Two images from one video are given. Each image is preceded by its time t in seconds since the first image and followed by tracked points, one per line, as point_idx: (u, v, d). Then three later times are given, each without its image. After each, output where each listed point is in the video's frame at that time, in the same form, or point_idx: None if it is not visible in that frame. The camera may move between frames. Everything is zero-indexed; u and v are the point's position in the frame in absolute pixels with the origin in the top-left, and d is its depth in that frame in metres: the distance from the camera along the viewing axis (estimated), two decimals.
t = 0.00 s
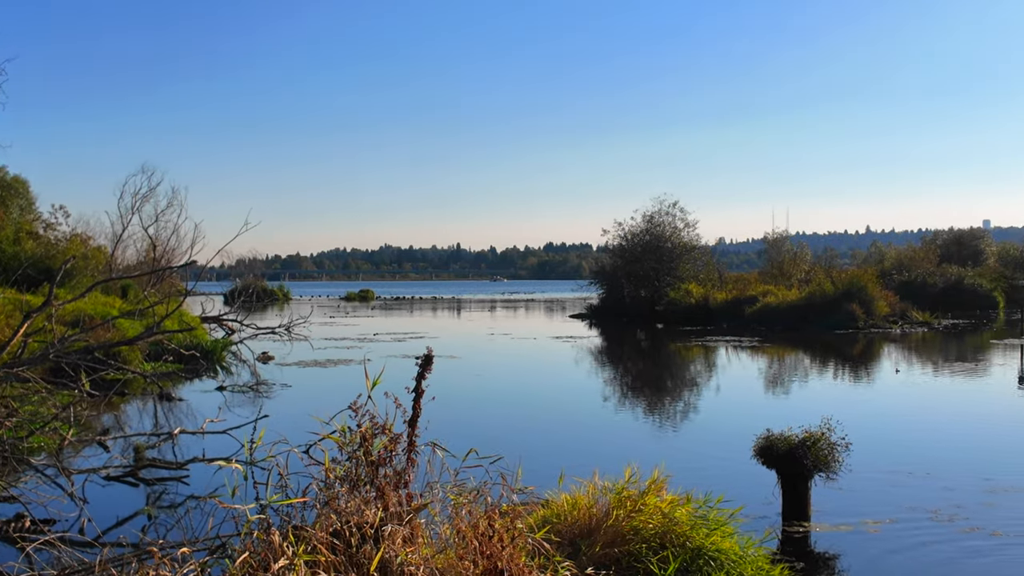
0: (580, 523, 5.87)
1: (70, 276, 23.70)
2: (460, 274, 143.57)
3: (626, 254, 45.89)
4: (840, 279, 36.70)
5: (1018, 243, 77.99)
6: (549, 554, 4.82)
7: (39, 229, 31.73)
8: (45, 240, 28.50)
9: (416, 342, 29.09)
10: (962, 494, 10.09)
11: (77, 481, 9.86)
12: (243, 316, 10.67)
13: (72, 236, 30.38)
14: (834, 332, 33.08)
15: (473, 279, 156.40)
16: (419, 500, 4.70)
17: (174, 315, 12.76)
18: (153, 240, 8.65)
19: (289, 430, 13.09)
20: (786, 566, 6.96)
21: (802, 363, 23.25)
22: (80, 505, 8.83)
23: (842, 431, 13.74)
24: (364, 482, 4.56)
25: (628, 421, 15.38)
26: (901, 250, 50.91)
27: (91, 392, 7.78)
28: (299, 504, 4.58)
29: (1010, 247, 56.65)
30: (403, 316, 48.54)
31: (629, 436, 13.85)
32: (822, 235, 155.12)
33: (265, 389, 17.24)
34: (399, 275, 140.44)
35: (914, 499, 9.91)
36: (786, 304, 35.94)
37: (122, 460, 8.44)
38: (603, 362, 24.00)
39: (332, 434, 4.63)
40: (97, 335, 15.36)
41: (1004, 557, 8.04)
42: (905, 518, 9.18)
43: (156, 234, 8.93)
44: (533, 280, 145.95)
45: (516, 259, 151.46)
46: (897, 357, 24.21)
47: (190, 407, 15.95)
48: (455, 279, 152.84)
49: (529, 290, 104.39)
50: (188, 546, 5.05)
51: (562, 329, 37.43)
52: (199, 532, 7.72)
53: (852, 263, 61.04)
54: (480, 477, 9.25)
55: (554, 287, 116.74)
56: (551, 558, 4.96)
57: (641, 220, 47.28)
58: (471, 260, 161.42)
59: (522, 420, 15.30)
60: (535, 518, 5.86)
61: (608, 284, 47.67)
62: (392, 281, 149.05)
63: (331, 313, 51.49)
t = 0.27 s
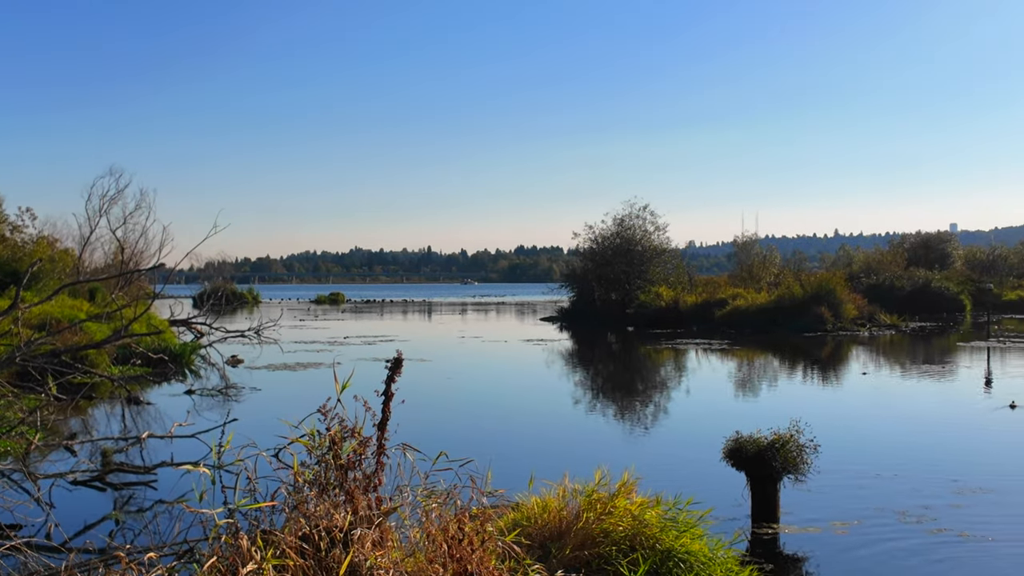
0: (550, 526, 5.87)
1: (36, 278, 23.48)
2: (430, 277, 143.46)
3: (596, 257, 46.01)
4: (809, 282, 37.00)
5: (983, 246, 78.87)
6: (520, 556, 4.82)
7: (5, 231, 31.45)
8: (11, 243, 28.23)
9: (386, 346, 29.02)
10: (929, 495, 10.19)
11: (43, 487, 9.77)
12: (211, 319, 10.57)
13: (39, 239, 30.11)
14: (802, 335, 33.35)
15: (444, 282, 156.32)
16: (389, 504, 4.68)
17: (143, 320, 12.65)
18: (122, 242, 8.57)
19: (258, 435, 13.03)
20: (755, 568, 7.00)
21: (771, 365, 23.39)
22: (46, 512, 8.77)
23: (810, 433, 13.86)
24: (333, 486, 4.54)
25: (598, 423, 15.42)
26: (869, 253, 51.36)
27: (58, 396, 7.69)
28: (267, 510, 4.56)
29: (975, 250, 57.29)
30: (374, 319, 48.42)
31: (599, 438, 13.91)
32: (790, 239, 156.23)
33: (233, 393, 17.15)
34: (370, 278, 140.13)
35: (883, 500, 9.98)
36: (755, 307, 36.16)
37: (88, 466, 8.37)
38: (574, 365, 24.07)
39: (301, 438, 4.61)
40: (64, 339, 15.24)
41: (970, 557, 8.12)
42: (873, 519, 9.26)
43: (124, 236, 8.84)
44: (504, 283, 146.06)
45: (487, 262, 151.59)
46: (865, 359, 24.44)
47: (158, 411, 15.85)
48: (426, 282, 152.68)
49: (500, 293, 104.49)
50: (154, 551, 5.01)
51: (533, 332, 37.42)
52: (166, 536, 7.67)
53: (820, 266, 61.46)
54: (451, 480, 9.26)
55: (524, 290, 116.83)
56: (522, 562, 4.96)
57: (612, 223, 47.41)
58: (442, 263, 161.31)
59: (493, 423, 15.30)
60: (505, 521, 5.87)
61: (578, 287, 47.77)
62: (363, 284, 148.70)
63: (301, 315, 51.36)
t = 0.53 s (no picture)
0: (521, 529, 5.87)
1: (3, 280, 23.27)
2: (402, 280, 143.26)
3: (568, 260, 46.07)
4: (779, 285, 37.23)
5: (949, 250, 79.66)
6: (490, 559, 4.83)
7: None
8: None
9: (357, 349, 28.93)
10: (897, 496, 10.26)
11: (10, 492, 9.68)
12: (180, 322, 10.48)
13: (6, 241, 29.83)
14: (772, 337, 33.56)
15: (415, 284, 156.07)
16: (359, 507, 4.68)
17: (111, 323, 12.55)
18: (90, 244, 8.50)
19: (227, 438, 12.96)
20: (725, 569, 7.03)
21: (743, 368, 23.51)
22: (13, 517, 8.69)
23: (780, 434, 13.95)
24: (302, 490, 4.54)
25: (570, 425, 15.44)
26: (838, 256, 51.72)
27: (25, 400, 7.62)
28: (236, 514, 4.55)
29: (943, 253, 57.82)
30: (346, 321, 48.28)
31: (571, 441, 13.93)
32: (760, 242, 157.08)
33: (204, 396, 17.06)
34: (341, 281, 139.69)
35: (852, 501, 10.05)
36: (726, 310, 36.36)
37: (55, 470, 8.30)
38: (546, 368, 24.09)
39: (270, 441, 4.60)
40: (31, 342, 15.10)
41: (937, 557, 8.19)
42: (841, 520, 9.31)
43: (92, 238, 8.77)
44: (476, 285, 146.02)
45: (459, 265, 151.50)
46: (834, 362, 24.63)
47: (127, 414, 15.75)
48: (398, 284, 152.38)
49: (472, 296, 104.49)
50: (122, 555, 4.98)
51: (504, 335, 37.42)
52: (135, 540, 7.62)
53: (790, 269, 61.86)
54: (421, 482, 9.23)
55: (496, 293, 116.90)
56: (492, 565, 4.96)
57: (583, 226, 47.48)
58: (413, 266, 161.07)
59: (465, 425, 15.29)
60: (476, 523, 5.87)
61: (550, 290, 47.82)
62: (334, 286, 148.21)
63: (273, 319, 51.15)
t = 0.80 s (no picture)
0: (492, 532, 5.87)
1: None
2: (374, 284, 142.85)
3: (540, 263, 46.07)
4: (750, 288, 37.43)
5: (919, 251, 80.21)
6: (460, 563, 4.82)
7: None
8: None
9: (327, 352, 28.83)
10: (866, 498, 10.34)
11: None
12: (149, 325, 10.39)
13: None
14: (743, 340, 33.71)
15: (387, 287, 155.71)
16: (329, 511, 4.66)
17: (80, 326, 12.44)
18: (58, 247, 8.42)
19: (196, 443, 12.88)
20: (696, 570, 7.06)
21: (713, 371, 23.60)
22: None
23: (750, 437, 14.00)
24: (272, 494, 4.52)
25: (541, 429, 15.45)
26: (808, 259, 52.05)
27: None
28: (205, 519, 4.52)
29: (912, 256, 58.30)
30: (317, 325, 48.09)
31: (542, 444, 13.93)
32: (731, 246, 157.85)
33: (173, 401, 16.95)
34: (313, 284, 139.15)
35: (822, 503, 10.11)
36: (697, 313, 36.52)
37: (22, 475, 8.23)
38: (518, 371, 24.10)
39: (239, 445, 4.57)
40: None
41: (905, 558, 8.25)
42: (811, 522, 9.37)
43: (60, 241, 8.68)
44: (448, 288, 145.87)
45: (431, 268, 151.32)
46: (804, 364, 24.78)
47: (96, 419, 15.62)
48: (369, 287, 151.98)
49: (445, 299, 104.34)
50: (90, 561, 4.94)
51: (476, 338, 37.39)
52: (104, 545, 7.56)
53: (761, 272, 62.17)
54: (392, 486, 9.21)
55: (469, 296, 116.79)
56: (463, 568, 4.96)
57: (555, 229, 47.51)
58: (385, 269, 160.70)
59: (436, 429, 15.27)
60: (447, 527, 5.86)
61: (522, 293, 47.80)
62: (305, 289, 147.60)
63: (243, 322, 50.90)
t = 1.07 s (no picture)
0: (463, 536, 5.86)
1: None
2: (346, 287, 142.38)
3: (512, 265, 46.05)
4: (721, 291, 37.60)
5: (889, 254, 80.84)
6: (431, 566, 4.82)
7: None
8: None
9: (298, 356, 28.71)
10: (835, 500, 10.41)
11: None
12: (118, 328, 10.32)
13: None
14: (714, 343, 33.84)
15: (359, 290, 155.28)
16: (299, 515, 4.65)
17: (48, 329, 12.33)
18: (26, 249, 8.35)
19: (165, 447, 12.80)
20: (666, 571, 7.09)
21: (684, 373, 23.69)
22: None
23: (721, 439, 14.06)
24: (241, 499, 4.50)
25: (513, 432, 15.46)
26: (778, 262, 52.34)
27: None
28: (174, 524, 4.51)
29: (881, 260, 58.73)
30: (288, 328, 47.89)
31: (514, 447, 13.92)
32: (702, 249, 158.49)
33: (142, 405, 16.84)
34: (284, 287, 138.58)
35: (792, 505, 10.18)
36: (668, 316, 36.67)
37: None
38: (490, 374, 24.09)
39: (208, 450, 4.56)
40: None
41: (874, 559, 8.31)
42: (781, 524, 9.42)
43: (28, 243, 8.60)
44: (420, 291, 145.62)
45: (404, 271, 151.06)
46: (775, 367, 24.91)
47: (64, 423, 15.50)
48: (341, 290, 151.57)
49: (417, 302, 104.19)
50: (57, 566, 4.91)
51: (448, 341, 37.35)
52: (72, 550, 7.50)
53: (732, 275, 62.45)
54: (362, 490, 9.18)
55: (441, 299, 116.63)
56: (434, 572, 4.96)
57: (527, 232, 47.51)
58: (357, 272, 160.24)
59: (407, 433, 15.25)
60: (419, 531, 5.85)
61: (494, 296, 47.77)
62: (277, 292, 146.95)
63: (214, 326, 50.58)
